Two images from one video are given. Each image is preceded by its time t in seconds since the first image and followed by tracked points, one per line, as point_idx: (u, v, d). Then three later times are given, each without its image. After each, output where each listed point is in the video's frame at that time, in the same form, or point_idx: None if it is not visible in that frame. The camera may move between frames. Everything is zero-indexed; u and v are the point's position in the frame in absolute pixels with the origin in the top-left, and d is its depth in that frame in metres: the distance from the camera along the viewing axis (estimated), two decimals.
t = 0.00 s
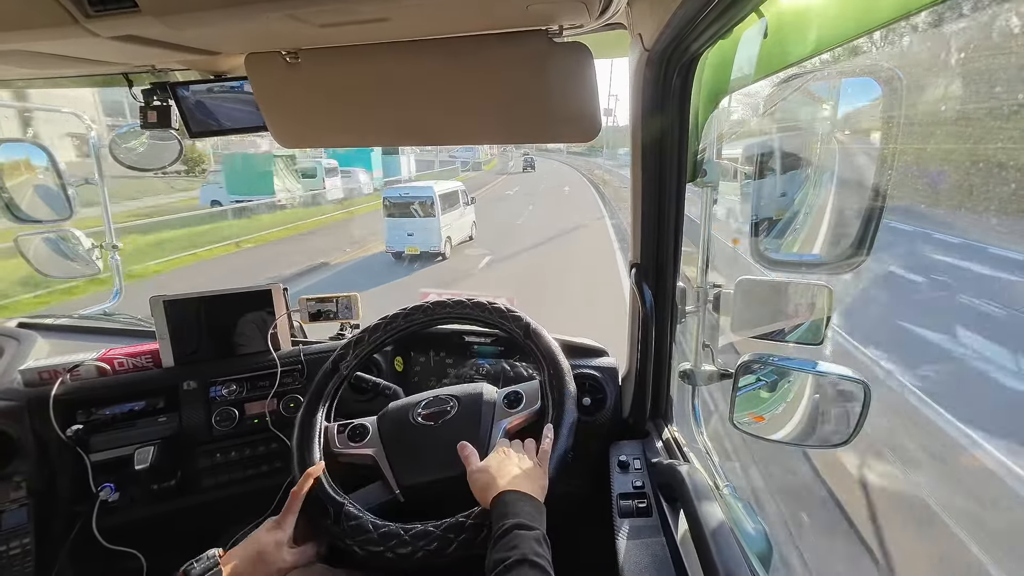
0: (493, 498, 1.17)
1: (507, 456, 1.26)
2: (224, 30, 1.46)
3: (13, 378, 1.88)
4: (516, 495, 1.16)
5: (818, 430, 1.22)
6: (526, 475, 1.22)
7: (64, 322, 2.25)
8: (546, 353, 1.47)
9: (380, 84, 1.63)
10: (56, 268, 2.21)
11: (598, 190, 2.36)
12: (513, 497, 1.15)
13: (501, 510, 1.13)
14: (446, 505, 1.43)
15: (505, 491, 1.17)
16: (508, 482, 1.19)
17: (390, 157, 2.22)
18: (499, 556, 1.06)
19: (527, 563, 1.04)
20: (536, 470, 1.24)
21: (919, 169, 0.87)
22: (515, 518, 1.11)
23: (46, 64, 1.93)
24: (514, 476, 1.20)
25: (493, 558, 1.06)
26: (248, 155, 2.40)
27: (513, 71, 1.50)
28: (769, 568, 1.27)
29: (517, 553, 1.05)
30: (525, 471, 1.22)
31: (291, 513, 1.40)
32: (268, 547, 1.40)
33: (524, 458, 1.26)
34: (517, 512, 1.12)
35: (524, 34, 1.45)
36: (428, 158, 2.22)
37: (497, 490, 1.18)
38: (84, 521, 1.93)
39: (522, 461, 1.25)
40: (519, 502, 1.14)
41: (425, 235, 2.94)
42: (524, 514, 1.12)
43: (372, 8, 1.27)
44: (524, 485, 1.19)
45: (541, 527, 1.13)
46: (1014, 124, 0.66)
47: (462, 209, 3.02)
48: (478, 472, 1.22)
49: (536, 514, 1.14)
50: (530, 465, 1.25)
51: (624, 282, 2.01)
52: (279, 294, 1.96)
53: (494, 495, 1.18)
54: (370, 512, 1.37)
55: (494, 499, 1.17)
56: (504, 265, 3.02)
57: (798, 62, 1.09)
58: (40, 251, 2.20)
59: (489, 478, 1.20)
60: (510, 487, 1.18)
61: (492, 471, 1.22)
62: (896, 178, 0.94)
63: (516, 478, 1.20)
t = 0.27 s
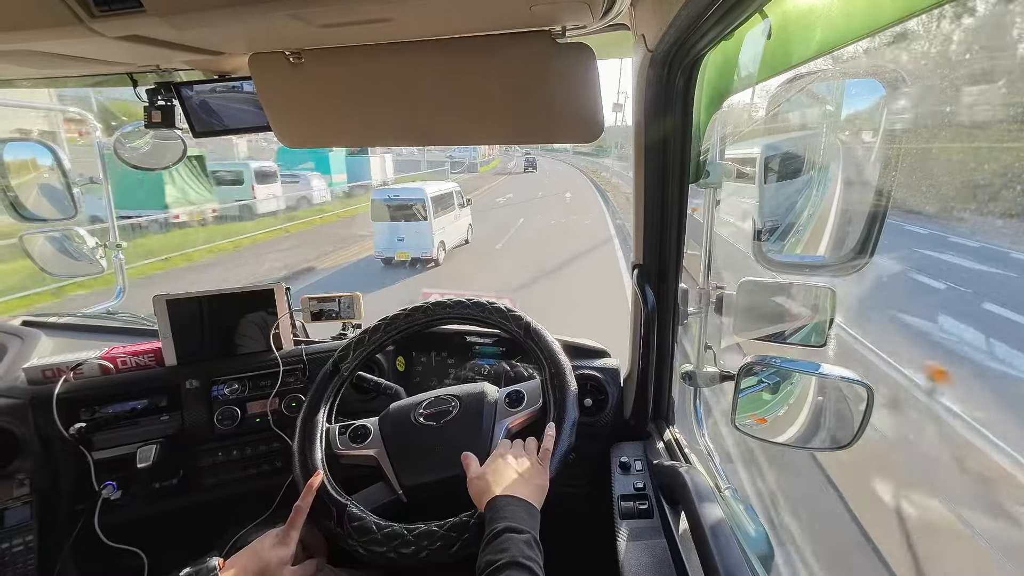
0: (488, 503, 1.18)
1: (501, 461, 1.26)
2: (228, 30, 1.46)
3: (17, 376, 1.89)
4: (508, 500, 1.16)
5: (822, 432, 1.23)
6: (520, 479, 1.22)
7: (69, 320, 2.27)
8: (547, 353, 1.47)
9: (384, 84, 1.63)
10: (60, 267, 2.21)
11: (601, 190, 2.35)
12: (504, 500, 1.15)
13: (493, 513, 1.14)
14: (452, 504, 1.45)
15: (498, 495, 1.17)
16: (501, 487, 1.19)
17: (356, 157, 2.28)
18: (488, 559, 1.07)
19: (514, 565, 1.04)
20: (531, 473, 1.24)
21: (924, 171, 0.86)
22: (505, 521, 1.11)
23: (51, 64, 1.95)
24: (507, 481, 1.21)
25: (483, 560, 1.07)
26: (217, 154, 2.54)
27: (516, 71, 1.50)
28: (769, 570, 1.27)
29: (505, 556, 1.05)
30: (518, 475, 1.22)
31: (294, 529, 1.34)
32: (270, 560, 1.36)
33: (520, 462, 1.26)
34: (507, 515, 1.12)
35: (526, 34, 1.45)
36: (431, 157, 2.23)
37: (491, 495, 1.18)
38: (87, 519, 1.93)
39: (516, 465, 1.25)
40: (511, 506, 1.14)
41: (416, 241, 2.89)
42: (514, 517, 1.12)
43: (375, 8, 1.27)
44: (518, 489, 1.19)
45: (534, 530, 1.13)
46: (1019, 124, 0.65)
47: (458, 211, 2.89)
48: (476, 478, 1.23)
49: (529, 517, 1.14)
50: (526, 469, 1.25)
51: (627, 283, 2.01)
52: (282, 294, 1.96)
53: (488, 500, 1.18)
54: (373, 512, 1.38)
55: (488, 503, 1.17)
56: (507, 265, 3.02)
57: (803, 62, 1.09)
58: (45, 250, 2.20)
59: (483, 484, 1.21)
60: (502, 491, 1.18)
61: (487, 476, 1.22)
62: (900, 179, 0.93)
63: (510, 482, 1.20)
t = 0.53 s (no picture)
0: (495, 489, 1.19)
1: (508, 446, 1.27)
2: (231, 26, 1.46)
3: (19, 371, 1.90)
4: (515, 483, 1.17)
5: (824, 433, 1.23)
6: (527, 465, 1.22)
7: (71, 316, 2.27)
8: (547, 350, 1.47)
9: (387, 82, 1.63)
10: (61, 262, 2.25)
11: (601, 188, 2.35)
12: (511, 485, 1.16)
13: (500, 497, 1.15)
14: (456, 501, 1.43)
15: (505, 480, 1.18)
16: (509, 472, 1.20)
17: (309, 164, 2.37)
18: (496, 539, 1.08)
19: (519, 545, 1.05)
20: (538, 458, 1.25)
21: (927, 172, 0.86)
22: (512, 504, 1.12)
23: (53, 60, 1.94)
24: (514, 466, 1.21)
25: (490, 542, 1.09)
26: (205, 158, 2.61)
27: (519, 69, 1.50)
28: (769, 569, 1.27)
29: (511, 536, 1.07)
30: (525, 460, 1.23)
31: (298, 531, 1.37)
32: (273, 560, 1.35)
33: (526, 449, 1.26)
34: (514, 498, 1.14)
35: (529, 31, 1.44)
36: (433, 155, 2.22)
37: (498, 480, 1.19)
38: (89, 514, 1.94)
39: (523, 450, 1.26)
40: (518, 490, 1.15)
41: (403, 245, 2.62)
42: (521, 499, 1.13)
43: (379, 5, 1.27)
44: (525, 474, 1.20)
45: (542, 512, 1.14)
46: None
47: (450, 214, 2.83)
48: (483, 466, 1.23)
49: (536, 500, 1.15)
50: (533, 455, 1.25)
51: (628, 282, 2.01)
52: (283, 290, 1.98)
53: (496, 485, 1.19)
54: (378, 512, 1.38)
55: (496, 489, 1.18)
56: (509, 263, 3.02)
57: (806, 62, 1.07)
58: (48, 245, 2.23)
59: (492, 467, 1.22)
60: (508, 476, 1.19)
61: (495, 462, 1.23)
62: (903, 180, 0.93)
63: (517, 466, 1.21)
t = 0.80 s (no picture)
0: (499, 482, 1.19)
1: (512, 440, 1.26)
2: (234, 24, 1.46)
3: (23, 368, 1.91)
4: (519, 477, 1.17)
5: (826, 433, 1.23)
6: (531, 459, 1.22)
7: (74, 314, 2.28)
8: (547, 348, 1.47)
9: (390, 80, 1.63)
10: (65, 260, 2.27)
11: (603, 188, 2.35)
12: (515, 478, 1.16)
13: (504, 490, 1.15)
14: (460, 498, 1.43)
15: (509, 473, 1.18)
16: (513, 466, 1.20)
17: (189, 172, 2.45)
18: (499, 530, 1.08)
19: (522, 536, 1.05)
20: (542, 453, 1.25)
21: (931, 171, 0.86)
22: (516, 496, 1.12)
23: (57, 58, 1.95)
24: (518, 459, 1.22)
25: (493, 533, 1.09)
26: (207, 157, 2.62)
27: (521, 67, 1.49)
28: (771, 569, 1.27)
29: (515, 527, 1.07)
30: (529, 454, 1.23)
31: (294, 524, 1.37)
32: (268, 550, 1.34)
33: (529, 441, 1.26)
34: (518, 491, 1.14)
35: (531, 30, 1.44)
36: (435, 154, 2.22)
37: (502, 473, 1.19)
38: (92, 511, 1.95)
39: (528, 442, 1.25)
40: (522, 483, 1.15)
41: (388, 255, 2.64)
42: (525, 492, 1.13)
43: (382, 3, 1.27)
44: (529, 468, 1.20)
45: (546, 505, 1.14)
46: None
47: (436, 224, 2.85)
48: (487, 460, 1.23)
49: (540, 493, 1.15)
50: (537, 449, 1.25)
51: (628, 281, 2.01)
52: (284, 289, 1.99)
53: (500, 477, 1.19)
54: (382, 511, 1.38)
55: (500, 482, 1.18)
56: (510, 263, 3.03)
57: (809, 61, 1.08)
58: (51, 244, 2.26)
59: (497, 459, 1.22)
60: (513, 470, 1.19)
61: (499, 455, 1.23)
62: (906, 179, 0.93)
63: (521, 460, 1.21)
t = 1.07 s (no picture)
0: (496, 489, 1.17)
1: (510, 445, 1.25)
2: (236, 25, 1.46)
3: (24, 367, 1.92)
4: (516, 485, 1.16)
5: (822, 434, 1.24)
6: (529, 465, 1.21)
7: (75, 312, 2.28)
8: (548, 348, 1.47)
9: (392, 80, 1.63)
10: (66, 260, 2.27)
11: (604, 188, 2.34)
12: (512, 486, 1.15)
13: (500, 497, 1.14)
14: (460, 498, 1.43)
15: (506, 481, 1.17)
16: (510, 472, 1.19)
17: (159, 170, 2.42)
18: (494, 539, 1.07)
19: (518, 545, 1.04)
20: (541, 458, 1.24)
21: (932, 173, 0.86)
22: (512, 504, 1.11)
23: (59, 57, 1.95)
24: (516, 465, 1.20)
25: (489, 541, 1.08)
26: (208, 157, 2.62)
27: (523, 67, 1.49)
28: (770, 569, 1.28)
29: (511, 535, 1.06)
30: (526, 460, 1.21)
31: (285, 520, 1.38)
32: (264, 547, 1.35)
33: (527, 443, 1.26)
34: (514, 499, 1.12)
35: (533, 30, 1.44)
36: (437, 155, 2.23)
37: (500, 479, 1.18)
38: (92, 509, 1.95)
39: (526, 447, 1.24)
40: (519, 491, 1.14)
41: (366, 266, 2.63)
42: (522, 500, 1.12)
43: (384, 4, 1.27)
44: (526, 475, 1.19)
45: (543, 513, 1.13)
46: None
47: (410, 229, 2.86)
48: (486, 466, 1.22)
49: (537, 501, 1.14)
50: (536, 455, 1.24)
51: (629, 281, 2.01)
52: (285, 288, 2.00)
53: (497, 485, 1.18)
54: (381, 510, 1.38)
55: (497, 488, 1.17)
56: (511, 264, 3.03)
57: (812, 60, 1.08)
58: (53, 243, 2.28)
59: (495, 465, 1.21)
60: (509, 476, 1.18)
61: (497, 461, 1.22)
62: (907, 181, 0.92)
63: (519, 465, 1.20)
